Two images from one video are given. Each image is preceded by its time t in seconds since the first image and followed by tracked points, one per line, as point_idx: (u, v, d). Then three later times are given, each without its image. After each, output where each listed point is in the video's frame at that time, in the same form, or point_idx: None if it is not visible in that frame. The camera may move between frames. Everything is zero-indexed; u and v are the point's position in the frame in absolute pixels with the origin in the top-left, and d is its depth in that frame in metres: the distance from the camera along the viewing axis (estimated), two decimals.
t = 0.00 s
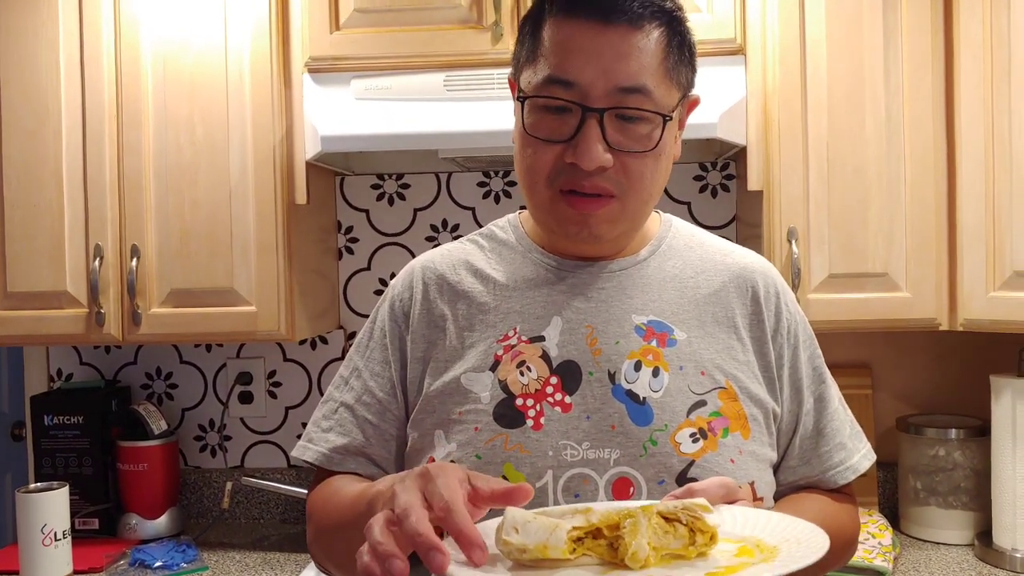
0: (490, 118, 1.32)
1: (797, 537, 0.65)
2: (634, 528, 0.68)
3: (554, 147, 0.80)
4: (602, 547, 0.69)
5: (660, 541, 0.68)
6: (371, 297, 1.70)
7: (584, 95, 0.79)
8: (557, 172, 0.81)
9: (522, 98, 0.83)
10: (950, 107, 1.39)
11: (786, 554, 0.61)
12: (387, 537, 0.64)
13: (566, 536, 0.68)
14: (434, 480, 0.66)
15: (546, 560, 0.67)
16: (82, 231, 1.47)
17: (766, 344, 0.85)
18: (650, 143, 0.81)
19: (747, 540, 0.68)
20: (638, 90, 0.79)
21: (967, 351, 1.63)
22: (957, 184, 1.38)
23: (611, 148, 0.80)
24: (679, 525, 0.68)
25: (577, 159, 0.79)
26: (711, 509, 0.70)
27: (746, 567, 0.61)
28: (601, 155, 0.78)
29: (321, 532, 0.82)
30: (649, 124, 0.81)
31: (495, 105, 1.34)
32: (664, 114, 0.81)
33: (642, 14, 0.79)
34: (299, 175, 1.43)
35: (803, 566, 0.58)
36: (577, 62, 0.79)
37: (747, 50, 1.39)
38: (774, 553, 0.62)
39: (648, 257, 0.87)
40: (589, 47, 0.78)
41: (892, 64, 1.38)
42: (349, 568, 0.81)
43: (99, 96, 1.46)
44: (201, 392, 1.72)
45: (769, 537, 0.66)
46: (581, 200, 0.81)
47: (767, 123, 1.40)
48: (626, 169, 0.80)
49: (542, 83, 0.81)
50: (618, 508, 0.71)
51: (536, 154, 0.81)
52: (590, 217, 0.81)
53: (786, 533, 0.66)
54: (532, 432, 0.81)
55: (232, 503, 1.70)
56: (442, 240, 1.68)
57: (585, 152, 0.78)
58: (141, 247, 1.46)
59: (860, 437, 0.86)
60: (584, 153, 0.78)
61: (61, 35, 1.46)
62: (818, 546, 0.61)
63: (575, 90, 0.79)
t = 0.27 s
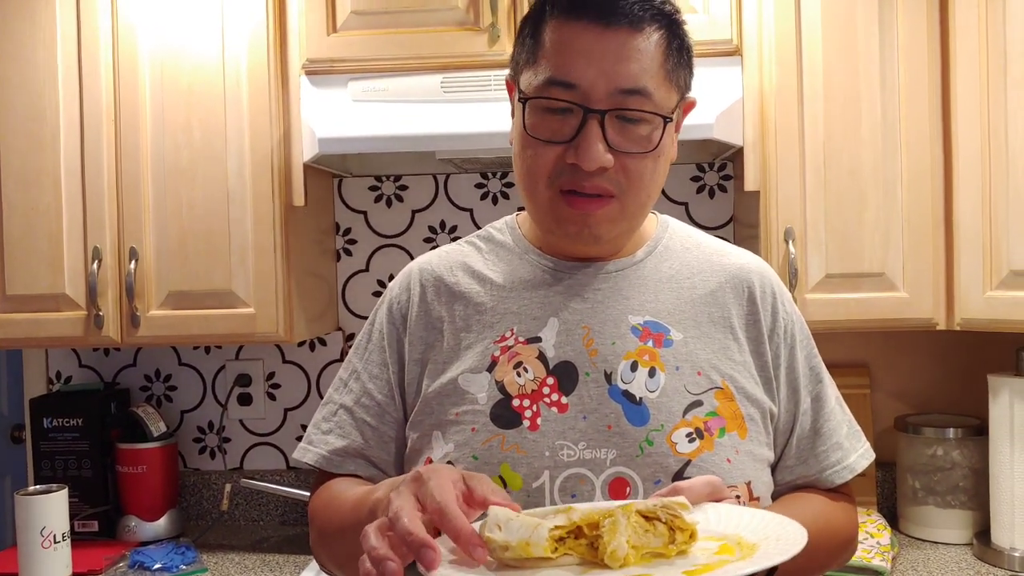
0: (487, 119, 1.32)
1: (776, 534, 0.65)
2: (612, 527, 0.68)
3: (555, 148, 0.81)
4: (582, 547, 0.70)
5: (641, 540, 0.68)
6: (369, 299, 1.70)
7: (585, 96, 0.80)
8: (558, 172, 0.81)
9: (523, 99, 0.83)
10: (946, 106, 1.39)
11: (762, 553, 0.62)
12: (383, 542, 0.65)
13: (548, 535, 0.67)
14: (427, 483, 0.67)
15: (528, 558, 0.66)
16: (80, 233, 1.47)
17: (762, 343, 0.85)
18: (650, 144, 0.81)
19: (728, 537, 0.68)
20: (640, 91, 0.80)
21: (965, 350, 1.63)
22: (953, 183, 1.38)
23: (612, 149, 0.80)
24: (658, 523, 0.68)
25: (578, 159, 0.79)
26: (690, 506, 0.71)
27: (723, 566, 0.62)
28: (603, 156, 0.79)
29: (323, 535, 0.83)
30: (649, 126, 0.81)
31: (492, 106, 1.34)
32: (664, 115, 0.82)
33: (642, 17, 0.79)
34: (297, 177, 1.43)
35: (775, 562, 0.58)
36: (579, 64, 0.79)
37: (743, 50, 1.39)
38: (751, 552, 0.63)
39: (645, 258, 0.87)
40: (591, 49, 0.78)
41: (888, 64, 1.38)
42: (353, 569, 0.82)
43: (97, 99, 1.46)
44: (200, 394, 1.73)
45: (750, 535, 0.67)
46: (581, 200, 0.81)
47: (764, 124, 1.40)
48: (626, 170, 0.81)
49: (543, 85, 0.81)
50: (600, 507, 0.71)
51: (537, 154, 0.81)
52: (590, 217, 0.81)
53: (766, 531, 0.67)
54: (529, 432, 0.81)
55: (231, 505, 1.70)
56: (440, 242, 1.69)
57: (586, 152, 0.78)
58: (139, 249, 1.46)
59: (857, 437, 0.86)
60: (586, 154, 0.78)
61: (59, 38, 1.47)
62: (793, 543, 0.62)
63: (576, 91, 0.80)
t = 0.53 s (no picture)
0: (486, 121, 1.32)
1: (771, 531, 0.65)
2: (603, 519, 0.69)
3: (552, 128, 0.80)
4: (575, 540, 0.70)
5: (632, 534, 0.69)
6: (368, 301, 1.70)
7: (580, 75, 0.80)
8: (556, 153, 0.80)
9: (518, 86, 0.83)
10: (945, 107, 1.39)
11: (760, 546, 0.62)
12: (388, 526, 0.65)
13: (546, 512, 0.70)
14: (421, 465, 0.68)
15: (524, 532, 0.68)
16: (79, 238, 1.47)
17: (762, 343, 0.85)
18: (646, 121, 0.81)
19: (724, 535, 0.68)
20: (633, 67, 0.80)
21: (965, 350, 1.63)
22: (953, 184, 1.38)
23: (609, 125, 0.80)
24: (650, 516, 0.69)
25: (576, 135, 0.79)
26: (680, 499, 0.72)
27: (716, 559, 0.62)
28: (601, 130, 0.79)
29: (324, 539, 0.83)
30: (644, 103, 0.81)
31: (491, 108, 1.34)
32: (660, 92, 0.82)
33: None
34: (296, 180, 1.43)
35: (762, 556, 0.58)
36: (572, 43, 0.80)
37: (741, 51, 1.39)
38: (746, 546, 0.63)
39: (644, 259, 0.87)
40: (583, 28, 0.79)
41: (886, 64, 1.38)
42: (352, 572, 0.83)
43: (96, 103, 1.46)
44: (200, 397, 1.72)
45: (745, 531, 0.67)
46: (581, 179, 0.80)
47: (763, 125, 1.40)
48: (625, 147, 0.80)
49: (538, 67, 0.82)
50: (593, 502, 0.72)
51: (534, 136, 0.81)
52: (591, 196, 0.80)
53: (762, 527, 0.67)
54: (528, 435, 0.81)
55: (231, 508, 1.70)
56: (439, 244, 1.69)
57: (584, 127, 0.79)
58: (138, 252, 1.46)
59: (861, 437, 0.86)
60: (584, 129, 0.79)
61: (58, 43, 1.47)
62: (788, 536, 0.62)
63: (571, 70, 0.80)
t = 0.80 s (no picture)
0: (486, 122, 1.32)
1: (774, 527, 0.65)
2: (605, 518, 0.69)
3: (552, 128, 0.81)
4: (577, 540, 0.70)
5: (636, 533, 0.68)
6: (368, 302, 1.70)
7: (579, 74, 0.81)
8: (556, 153, 0.80)
9: (517, 87, 0.83)
10: (944, 106, 1.40)
11: (761, 543, 0.62)
12: (388, 532, 0.66)
13: (546, 513, 0.69)
14: (421, 469, 0.69)
15: (526, 536, 0.67)
16: (79, 239, 1.47)
17: (763, 342, 0.85)
18: (645, 120, 0.81)
19: (727, 532, 0.68)
20: (632, 66, 0.81)
21: (964, 349, 1.63)
22: (952, 183, 1.38)
23: (609, 124, 0.80)
24: (652, 515, 0.69)
25: (576, 135, 0.79)
26: (681, 497, 0.72)
27: (720, 556, 0.62)
28: (601, 130, 0.79)
29: (326, 541, 0.83)
30: (643, 102, 0.82)
31: (491, 109, 1.34)
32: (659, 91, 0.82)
33: None
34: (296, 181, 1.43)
35: (768, 552, 0.59)
36: (571, 43, 0.80)
37: (741, 51, 1.39)
38: (749, 543, 0.63)
39: (644, 259, 0.87)
40: (582, 28, 0.80)
41: (885, 64, 1.39)
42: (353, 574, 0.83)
43: (95, 105, 1.46)
44: (200, 398, 1.72)
45: (748, 528, 0.67)
46: (581, 179, 0.80)
47: (762, 124, 1.40)
48: (625, 146, 0.80)
49: (537, 68, 0.82)
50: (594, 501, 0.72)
51: (534, 137, 0.81)
52: (592, 196, 0.80)
53: (764, 524, 0.67)
54: (529, 436, 0.81)
55: (232, 509, 1.70)
56: (439, 244, 1.69)
57: (584, 126, 0.79)
58: (138, 254, 1.46)
59: (863, 435, 0.87)
60: (584, 129, 0.79)
61: (57, 44, 1.47)
62: (789, 535, 0.63)
63: (570, 70, 0.81)
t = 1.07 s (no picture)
0: (486, 123, 1.33)
1: (791, 524, 0.65)
2: (622, 516, 0.69)
3: (555, 130, 0.81)
4: (594, 539, 0.70)
5: (652, 531, 0.68)
6: (368, 304, 1.70)
7: (582, 76, 0.80)
8: (559, 154, 0.80)
9: (519, 88, 0.83)
10: (944, 107, 1.40)
11: (780, 540, 0.62)
12: (400, 532, 0.65)
13: (563, 513, 0.70)
14: (433, 470, 0.68)
15: (542, 535, 0.67)
16: (79, 241, 1.47)
17: (765, 342, 0.85)
18: (649, 121, 0.81)
19: (742, 531, 0.68)
20: (635, 67, 0.80)
21: (964, 349, 1.63)
22: (952, 184, 1.38)
23: (612, 126, 0.80)
24: (669, 513, 0.69)
25: (580, 136, 0.79)
26: (697, 495, 0.72)
27: (739, 554, 0.62)
28: (604, 131, 0.79)
29: (328, 542, 0.82)
30: (646, 103, 0.81)
31: (491, 110, 1.34)
32: (662, 92, 0.82)
33: None
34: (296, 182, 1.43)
35: (784, 551, 0.58)
36: (574, 45, 0.80)
37: (741, 52, 1.39)
38: (767, 540, 0.63)
39: (646, 260, 0.87)
40: (585, 29, 0.80)
41: (885, 64, 1.39)
42: None
43: (95, 106, 1.46)
44: (200, 400, 1.72)
45: (763, 527, 0.67)
46: (584, 180, 0.80)
47: (762, 125, 1.40)
48: (628, 148, 0.80)
49: (539, 69, 0.82)
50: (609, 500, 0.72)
51: (536, 138, 0.81)
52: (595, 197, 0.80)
53: (780, 522, 0.67)
54: (534, 437, 0.81)
55: (232, 511, 1.70)
56: (439, 246, 1.69)
57: (587, 128, 0.79)
58: (138, 256, 1.46)
59: (863, 435, 0.87)
60: (587, 130, 0.79)
61: (57, 46, 1.47)
62: (808, 531, 0.62)
63: (573, 71, 0.81)
